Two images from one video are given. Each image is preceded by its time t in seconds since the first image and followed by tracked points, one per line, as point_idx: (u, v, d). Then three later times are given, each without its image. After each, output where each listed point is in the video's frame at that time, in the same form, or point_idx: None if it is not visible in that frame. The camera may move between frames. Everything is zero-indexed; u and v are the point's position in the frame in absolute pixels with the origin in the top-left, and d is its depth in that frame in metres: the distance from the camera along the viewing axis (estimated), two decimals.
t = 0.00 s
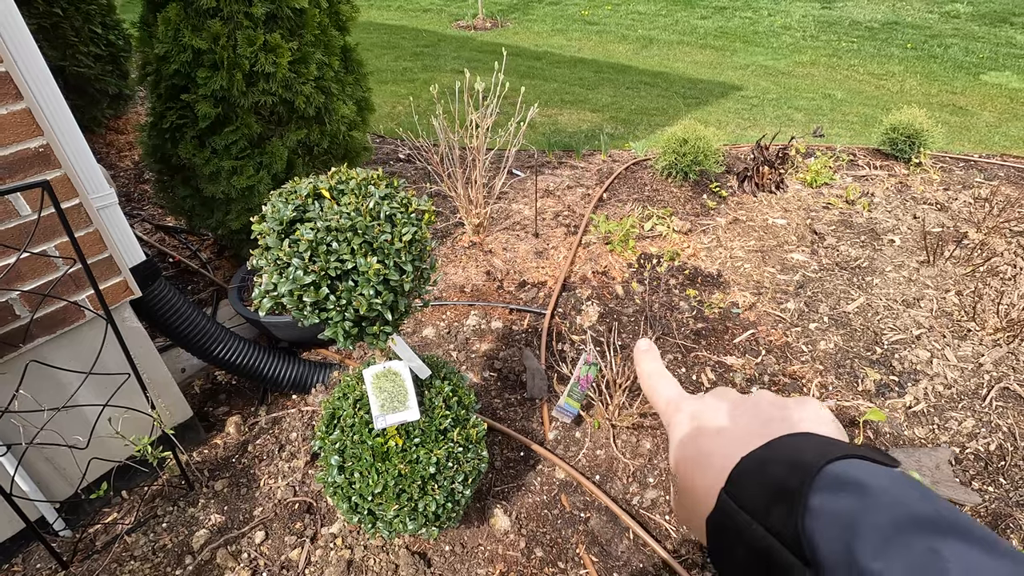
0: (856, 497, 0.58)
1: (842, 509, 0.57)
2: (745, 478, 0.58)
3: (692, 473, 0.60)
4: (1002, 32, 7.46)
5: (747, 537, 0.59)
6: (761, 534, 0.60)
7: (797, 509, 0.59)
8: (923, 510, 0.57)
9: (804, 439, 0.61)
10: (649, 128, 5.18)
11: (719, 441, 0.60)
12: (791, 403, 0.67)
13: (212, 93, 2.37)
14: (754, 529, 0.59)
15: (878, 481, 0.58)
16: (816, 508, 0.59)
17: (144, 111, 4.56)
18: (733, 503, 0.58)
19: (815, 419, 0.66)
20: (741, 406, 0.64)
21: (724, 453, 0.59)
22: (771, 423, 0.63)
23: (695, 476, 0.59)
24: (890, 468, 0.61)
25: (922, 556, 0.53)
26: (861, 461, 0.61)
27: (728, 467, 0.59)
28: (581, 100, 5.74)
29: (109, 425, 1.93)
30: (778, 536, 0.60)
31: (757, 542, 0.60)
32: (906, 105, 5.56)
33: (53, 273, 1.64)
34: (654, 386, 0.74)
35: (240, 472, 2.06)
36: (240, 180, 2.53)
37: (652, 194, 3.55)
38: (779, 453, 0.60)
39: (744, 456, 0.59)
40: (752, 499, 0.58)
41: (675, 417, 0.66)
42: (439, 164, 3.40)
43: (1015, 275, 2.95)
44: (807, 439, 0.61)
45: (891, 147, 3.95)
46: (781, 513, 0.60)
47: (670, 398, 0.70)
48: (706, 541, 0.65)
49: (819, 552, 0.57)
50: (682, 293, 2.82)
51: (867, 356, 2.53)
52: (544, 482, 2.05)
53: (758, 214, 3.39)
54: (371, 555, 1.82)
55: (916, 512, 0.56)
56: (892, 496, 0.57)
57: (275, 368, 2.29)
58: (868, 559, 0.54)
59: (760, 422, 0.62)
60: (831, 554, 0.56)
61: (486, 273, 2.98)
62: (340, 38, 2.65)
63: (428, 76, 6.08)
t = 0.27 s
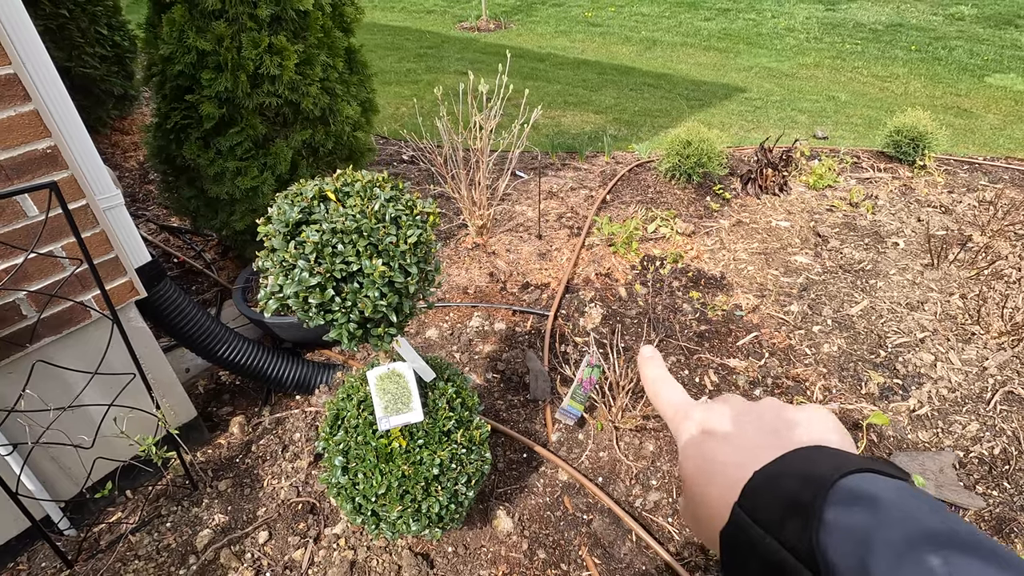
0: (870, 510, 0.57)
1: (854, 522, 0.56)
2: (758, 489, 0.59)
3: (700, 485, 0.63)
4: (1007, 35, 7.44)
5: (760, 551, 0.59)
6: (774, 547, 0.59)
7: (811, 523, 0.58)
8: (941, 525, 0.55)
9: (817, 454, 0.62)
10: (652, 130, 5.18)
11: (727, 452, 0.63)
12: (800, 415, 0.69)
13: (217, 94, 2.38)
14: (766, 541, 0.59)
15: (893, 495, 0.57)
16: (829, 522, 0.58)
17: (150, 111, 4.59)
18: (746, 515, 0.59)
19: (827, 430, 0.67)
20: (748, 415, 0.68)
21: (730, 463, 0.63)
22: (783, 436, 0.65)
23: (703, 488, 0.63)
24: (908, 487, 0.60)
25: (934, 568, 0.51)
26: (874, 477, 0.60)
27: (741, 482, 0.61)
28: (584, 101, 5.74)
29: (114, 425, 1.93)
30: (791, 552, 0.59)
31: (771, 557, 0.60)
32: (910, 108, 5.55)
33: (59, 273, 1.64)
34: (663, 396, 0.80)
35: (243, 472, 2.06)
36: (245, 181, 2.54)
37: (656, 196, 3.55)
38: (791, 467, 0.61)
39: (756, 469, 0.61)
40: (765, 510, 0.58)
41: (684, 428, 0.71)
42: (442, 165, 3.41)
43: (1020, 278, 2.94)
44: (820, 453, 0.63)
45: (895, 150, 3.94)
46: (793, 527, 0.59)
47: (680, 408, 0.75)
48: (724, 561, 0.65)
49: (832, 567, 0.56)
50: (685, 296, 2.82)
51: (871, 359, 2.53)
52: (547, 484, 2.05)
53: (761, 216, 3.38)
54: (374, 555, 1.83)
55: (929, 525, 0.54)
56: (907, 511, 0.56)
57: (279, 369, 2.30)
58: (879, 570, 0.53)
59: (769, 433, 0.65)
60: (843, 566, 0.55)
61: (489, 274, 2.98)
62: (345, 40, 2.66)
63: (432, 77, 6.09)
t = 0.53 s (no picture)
0: (904, 423, 0.58)
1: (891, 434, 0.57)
2: (791, 409, 0.60)
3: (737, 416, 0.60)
4: (1010, 37, 7.43)
5: (795, 467, 0.61)
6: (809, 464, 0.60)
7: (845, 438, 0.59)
8: (976, 431, 0.56)
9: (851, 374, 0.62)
10: (654, 132, 5.19)
11: (761, 378, 0.60)
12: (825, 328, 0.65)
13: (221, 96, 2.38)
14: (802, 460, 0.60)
15: (925, 408, 0.58)
16: (864, 436, 0.58)
17: (153, 112, 4.60)
18: (778, 436, 0.60)
19: (852, 343, 0.65)
20: (779, 338, 0.62)
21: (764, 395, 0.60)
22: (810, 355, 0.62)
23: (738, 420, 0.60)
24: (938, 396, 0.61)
25: (972, 472, 0.53)
26: (908, 390, 0.60)
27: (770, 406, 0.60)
28: (587, 103, 5.75)
29: (118, 426, 1.94)
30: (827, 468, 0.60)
31: (804, 472, 0.61)
32: (913, 110, 5.55)
33: (65, 276, 1.65)
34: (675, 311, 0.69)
35: (247, 474, 2.06)
36: (249, 183, 2.54)
37: (658, 198, 3.56)
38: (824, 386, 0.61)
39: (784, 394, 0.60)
40: (799, 429, 0.59)
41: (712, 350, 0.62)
42: (445, 167, 3.41)
43: None
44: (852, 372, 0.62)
45: (898, 153, 3.94)
46: (828, 443, 0.59)
47: (702, 326, 0.65)
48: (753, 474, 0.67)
49: (866, 478, 0.58)
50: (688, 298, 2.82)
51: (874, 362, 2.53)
52: (550, 487, 2.05)
53: (764, 219, 3.38)
54: (378, 558, 1.83)
55: (965, 432, 0.56)
56: (941, 420, 0.57)
57: (283, 371, 2.30)
58: (915, 477, 0.55)
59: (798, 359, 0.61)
60: (879, 476, 0.57)
61: (492, 276, 2.99)
62: (349, 42, 2.67)
63: (434, 79, 6.10)
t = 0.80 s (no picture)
0: (889, 391, 0.63)
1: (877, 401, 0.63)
2: (786, 384, 0.66)
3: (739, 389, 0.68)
4: (1011, 40, 7.44)
5: (791, 438, 0.66)
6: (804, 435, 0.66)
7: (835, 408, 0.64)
8: (956, 393, 0.61)
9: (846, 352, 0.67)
10: (655, 134, 5.19)
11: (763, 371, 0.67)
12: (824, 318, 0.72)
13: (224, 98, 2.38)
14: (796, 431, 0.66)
15: (908, 376, 0.63)
16: (852, 405, 0.64)
17: (155, 114, 4.61)
18: (773, 412, 0.67)
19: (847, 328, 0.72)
20: (780, 322, 0.70)
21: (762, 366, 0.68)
22: (808, 334, 0.70)
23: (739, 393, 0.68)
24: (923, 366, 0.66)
25: (950, 429, 0.58)
26: (894, 362, 0.65)
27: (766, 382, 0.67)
28: (588, 105, 5.75)
29: (120, 427, 1.94)
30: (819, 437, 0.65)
31: (800, 442, 0.66)
32: (914, 113, 5.54)
33: (68, 276, 1.65)
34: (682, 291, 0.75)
35: (248, 475, 2.06)
36: (251, 184, 2.54)
37: (660, 200, 3.55)
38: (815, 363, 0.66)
39: (781, 368, 0.67)
40: (791, 403, 0.66)
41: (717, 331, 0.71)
42: (447, 169, 3.41)
43: None
44: (842, 349, 0.68)
45: (900, 155, 3.94)
46: (819, 414, 0.65)
47: (710, 308, 0.73)
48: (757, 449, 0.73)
49: (855, 446, 0.63)
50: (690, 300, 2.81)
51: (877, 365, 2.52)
52: (552, 489, 2.04)
53: (766, 221, 3.38)
54: (379, 560, 1.82)
55: (943, 395, 0.61)
56: (922, 386, 0.63)
57: (285, 372, 2.30)
58: (898, 441, 0.60)
59: (795, 335, 0.69)
60: (867, 440, 0.62)
61: (493, 278, 2.98)
62: (352, 44, 2.67)
63: (435, 81, 6.11)
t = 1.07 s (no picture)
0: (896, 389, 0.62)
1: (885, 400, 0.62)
2: (795, 387, 0.64)
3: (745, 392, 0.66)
4: (1009, 45, 7.47)
5: (801, 441, 0.65)
6: (813, 438, 0.64)
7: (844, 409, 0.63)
8: (961, 389, 0.61)
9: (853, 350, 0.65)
10: (655, 139, 5.20)
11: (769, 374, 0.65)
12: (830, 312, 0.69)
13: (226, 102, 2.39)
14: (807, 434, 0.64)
15: (913, 373, 0.63)
16: (860, 405, 0.63)
17: (156, 119, 4.62)
18: (782, 413, 0.65)
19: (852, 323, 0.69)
20: (787, 320, 0.67)
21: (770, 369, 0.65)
22: (817, 333, 0.67)
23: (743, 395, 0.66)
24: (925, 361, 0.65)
25: (959, 425, 0.58)
26: (899, 359, 0.64)
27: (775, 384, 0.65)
28: (588, 110, 5.77)
29: (120, 431, 1.93)
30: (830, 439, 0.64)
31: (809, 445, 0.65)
32: (913, 118, 5.56)
33: (69, 280, 1.65)
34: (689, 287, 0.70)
35: (247, 480, 2.06)
36: (252, 188, 2.55)
37: (660, 205, 3.56)
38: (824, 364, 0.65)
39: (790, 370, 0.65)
40: (802, 406, 0.64)
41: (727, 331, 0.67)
42: (447, 173, 3.42)
43: None
44: (848, 348, 0.66)
45: (899, 160, 3.95)
46: (828, 415, 0.64)
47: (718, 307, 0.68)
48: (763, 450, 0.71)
49: (865, 445, 0.62)
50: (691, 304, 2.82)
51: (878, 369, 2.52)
52: (552, 493, 2.04)
53: (766, 226, 3.39)
54: (379, 565, 1.81)
55: (948, 391, 0.61)
56: (926, 383, 0.62)
57: (285, 376, 2.30)
58: (907, 439, 0.60)
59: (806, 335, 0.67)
60: (877, 440, 0.61)
61: (494, 282, 2.99)
62: (354, 49, 2.68)
63: (436, 86, 6.13)
